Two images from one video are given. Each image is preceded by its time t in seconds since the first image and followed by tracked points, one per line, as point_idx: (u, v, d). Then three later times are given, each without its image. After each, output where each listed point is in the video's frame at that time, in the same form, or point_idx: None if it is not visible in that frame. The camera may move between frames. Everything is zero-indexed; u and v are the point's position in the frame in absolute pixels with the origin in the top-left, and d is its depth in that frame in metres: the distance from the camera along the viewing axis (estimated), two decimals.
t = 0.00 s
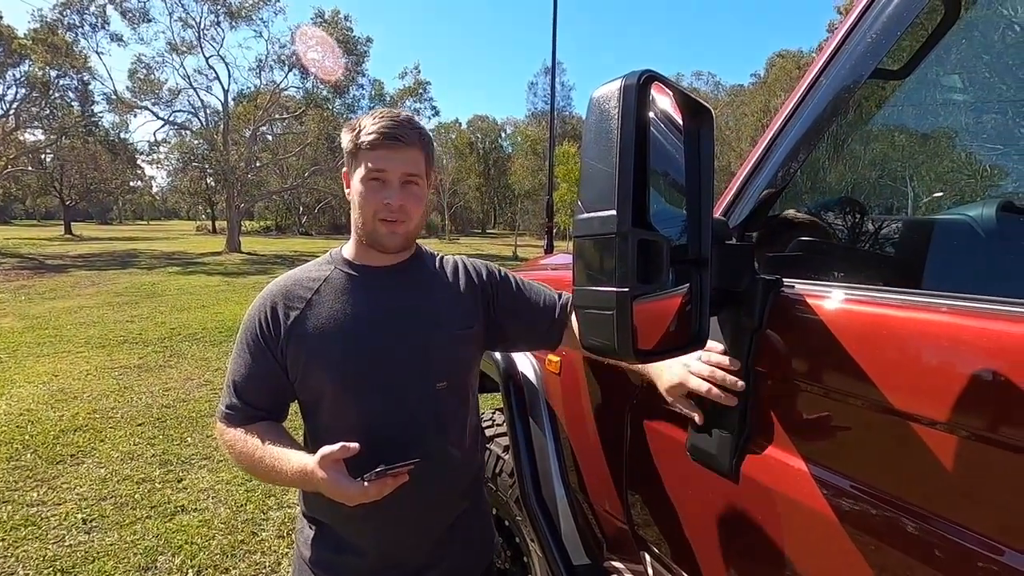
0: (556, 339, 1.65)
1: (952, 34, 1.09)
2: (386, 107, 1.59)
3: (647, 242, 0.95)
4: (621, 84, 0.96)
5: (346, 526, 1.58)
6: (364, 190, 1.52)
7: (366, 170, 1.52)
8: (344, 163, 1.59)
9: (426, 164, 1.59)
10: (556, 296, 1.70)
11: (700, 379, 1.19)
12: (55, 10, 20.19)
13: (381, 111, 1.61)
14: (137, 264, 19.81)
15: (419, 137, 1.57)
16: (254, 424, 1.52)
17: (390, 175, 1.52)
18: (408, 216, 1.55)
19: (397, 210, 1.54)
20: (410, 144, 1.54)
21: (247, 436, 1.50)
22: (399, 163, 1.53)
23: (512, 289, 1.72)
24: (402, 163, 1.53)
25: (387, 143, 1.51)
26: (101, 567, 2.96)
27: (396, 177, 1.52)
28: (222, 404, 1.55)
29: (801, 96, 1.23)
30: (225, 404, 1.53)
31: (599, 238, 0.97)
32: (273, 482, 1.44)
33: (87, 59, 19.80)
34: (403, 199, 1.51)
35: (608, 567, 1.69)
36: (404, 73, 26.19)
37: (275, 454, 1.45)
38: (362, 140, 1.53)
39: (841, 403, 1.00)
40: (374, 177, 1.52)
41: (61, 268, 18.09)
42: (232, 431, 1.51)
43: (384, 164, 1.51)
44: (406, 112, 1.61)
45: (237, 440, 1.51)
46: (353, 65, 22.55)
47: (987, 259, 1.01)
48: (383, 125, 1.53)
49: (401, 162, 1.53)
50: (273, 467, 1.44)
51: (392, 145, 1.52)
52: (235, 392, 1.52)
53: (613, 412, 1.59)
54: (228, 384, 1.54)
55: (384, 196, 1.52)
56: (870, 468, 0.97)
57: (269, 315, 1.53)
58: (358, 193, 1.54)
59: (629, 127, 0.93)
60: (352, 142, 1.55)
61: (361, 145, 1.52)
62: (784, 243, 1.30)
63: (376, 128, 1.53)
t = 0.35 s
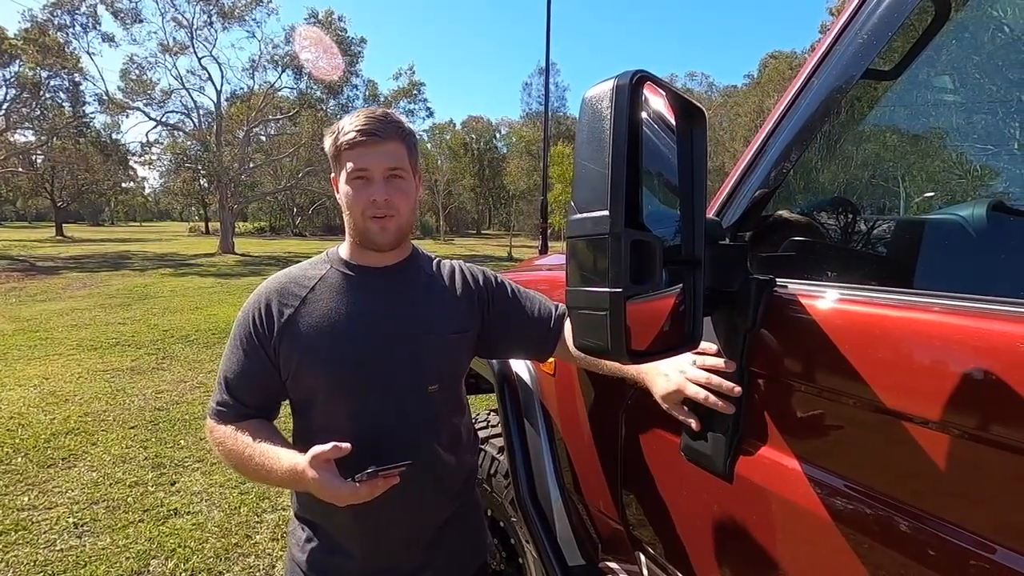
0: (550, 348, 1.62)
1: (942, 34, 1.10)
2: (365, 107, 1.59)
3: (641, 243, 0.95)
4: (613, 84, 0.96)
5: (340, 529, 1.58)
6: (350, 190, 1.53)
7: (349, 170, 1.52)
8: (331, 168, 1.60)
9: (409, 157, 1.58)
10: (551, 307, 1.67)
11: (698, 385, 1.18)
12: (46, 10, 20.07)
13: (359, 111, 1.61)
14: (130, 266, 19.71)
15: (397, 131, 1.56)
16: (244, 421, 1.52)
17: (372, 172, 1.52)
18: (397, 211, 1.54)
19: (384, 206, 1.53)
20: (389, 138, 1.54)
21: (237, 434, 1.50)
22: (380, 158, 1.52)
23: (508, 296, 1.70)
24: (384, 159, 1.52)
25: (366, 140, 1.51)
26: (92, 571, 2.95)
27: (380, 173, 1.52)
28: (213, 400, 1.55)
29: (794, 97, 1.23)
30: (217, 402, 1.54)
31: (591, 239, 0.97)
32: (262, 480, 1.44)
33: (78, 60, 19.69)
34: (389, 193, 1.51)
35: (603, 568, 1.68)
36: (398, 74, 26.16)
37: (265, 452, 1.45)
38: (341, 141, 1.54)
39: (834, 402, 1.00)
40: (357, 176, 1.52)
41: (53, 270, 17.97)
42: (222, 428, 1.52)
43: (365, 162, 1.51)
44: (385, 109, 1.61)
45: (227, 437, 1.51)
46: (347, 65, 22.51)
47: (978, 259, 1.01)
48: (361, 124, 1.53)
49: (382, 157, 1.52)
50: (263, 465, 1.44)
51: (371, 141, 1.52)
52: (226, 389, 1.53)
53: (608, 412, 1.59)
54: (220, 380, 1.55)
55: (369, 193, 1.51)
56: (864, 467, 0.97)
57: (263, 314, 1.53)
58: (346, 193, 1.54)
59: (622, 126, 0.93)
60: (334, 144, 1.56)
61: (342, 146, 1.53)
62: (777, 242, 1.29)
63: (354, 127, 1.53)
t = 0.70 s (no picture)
0: (549, 344, 1.62)
1: (942, 33, 1.10)
2: (367, 107, 1.59)
3: (642, 243, 0.95)
4: (614, 82, 0.96)
5: (340, 528, 1.58)
6: (349, 188, 1.52)
7: (350, 169, 1.52)
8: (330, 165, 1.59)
9: (408, 159, 1.58)
10: (550, 301, 1.67)
11: (665, 389, 1.26)
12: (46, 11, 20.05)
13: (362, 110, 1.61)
14: (130, 266, 19.71)
15: (399, 133, 1.56)
16: (244, 421, 1.52)
17: (373, 172, 1.51)
18: (395, 212, 1.54)
19: (383, 207, 1.53)
20: (391, 140, 1.54)
21: (238, 433, 1.50)
22: (381, 160, 1.52)
23: (506, 293, 1.70)
24: (385, 160, 1.52)
25: (368, 140, 1.51)
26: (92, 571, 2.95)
27: (380, 174, 1.52)
28: (213, 401, 1.55)
29: (793, 96, 1.24)
30: (216, 402, 1.54)
31: (592, 237, 0.97)
32: (262, 480, 1.44)
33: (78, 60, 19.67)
34: (387, 194, 1.50)
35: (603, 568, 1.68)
36: (397, 74, 26.15)
37: (265, 452, 1.45)
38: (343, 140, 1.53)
39: (834, 400, 1.00)
40: (358, 175, 1.51)
41: (53, 270, 17.96)
42: (222, 428, 1.52)
43: (366, 162, 1.51)
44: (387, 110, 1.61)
45: (227, 437, 1.51)
46: (347, 65, 22.51)
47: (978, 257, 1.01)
48: (364, 124, 1.53)
49: (383, 159, 1.52)
50: (263, 465, 1.44)
51: (374, 142, 1.51)
52: (225, 389, 1.53)
53: (608, 411, 1.59)
54: (219, 381, 1.55)
55: (369, 193, 1.51)
56: (864, 466, 0.97)
57: (260, 315, 1.53)
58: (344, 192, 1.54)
59: (623, 120, 0.93)
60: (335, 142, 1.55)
61: (343, 145, 1.52)
62: (778, 242, 1.29)
63: (357, 127, 1.53)
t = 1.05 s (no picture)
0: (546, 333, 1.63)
1: (942, 30, 1.10)
2: (397, 115, 1.57)
3: (642, 242, 0.95)
4: (612, 81, 0.96)
5: (340, 527, 1.58)
6: (392, 198, 1.49)
7: (394, 179, 1.48)
8: (354, 165, 1.51)
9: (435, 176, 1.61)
10: (545, 283, 1.68)
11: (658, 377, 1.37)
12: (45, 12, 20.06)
13: (390, 116, 1.57)
14: (131, 267, 19.72)
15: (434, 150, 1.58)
16: (242, 423, 1.53)
17: (418, 187, 1.51)
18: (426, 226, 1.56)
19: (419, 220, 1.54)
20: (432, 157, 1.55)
21: (236, 435, 1.51)
22: (427, 176, 1.53)
23: (501, 285, 1.70)
24: (428, 176, 1.53)
25: (418, 155, 1.51)
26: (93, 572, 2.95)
27: (424, 190, 1.53)
28: (211, 403, 1.56)
29: (791, 94, 1.24)
30: (215, 404, 1.55)
31: (592, 237, 0.97)
32: (261, 481, 1.45)
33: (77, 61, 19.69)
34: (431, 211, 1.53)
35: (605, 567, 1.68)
36: (397, 74, 26.19)
37: (264, 453, 1.46)
38: (390, 148, 1.49)
39: (836, 399, 1.00)
40: (402, 187, 1.49)
41: (53, 271, 17.99)
42: (220, 430, 1.53)
43: (414, 176, 1.50)
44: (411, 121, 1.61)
45: (225, 439, 1.52)
46: (347, 65, 22.52)
47: (979, 255, 1.01)
48: (410, 136, 1.52)
49: (427, 175, 1.53)
50: (262, 466, 1.45)
51: (421, 157, 1.52)
52: (223, 391, 1.54)
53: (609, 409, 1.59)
54: (217, 382, 1.56)
55: (412, 207, 1.51)
56: (864, 464, 0.97)
57: (257, 315, 1.53)
58: (382, 199, 1.49)
59: (622, 122, 0.93)
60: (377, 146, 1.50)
61: (390, 154, 1.49)
62: (777, 241, 1.29)
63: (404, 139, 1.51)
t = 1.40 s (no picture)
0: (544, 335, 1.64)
1: (941, 30, 1.10)
2: (398, 113, 1.57)
3: (641, 243, 0.95)
4: (612, 82, 0.96)
5: (340, 527, 1.58)
6: (396, 196, 1.49)
7: (399, 176, 1.49)
8: (356, 162, 1.51)
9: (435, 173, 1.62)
10: (546, 285, 1.68)
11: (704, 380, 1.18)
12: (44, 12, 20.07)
13: (391, 114, 1.57)
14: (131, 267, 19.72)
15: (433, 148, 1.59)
16: (242, 428, 1.54)
17: (421, 185, 1.52)
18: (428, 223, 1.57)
19: (422, 218, 1.54)
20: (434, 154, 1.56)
21: (237, 440, 1.52)
22: (429, 173, 1.53)
23: (500, 286, 1.70)
24: (431, 173, 1.54)
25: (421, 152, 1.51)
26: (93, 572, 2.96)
27: (427, 187, 1.53)
28: (212, 408, 1.57)
29: (791, 94, 1.24)
30: (215, 410, 1.56)
31: (592, 237, 0.97)
32: (262, 487, 1.45)
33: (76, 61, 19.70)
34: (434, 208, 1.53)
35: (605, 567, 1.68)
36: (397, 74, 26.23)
37: (264, 459, 1.47)
38: (393, 146, 1.50)
39: (836, 399, 1.00)
40: (405, 185, 1.50)
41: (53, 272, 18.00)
42: (220, 436, 1.54)
43: (418, 174, 1.51)
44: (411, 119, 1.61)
45: (226, 444, 1.53)
46: (346, 65, 22.54)
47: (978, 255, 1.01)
48: (411, 134, 1.52)
49: (430, 172, 1.54)
50: (262, 472, 1.45)
51: (424, 154, 1.52)
52: (222, 397, 1.55)
53: (609, 410, 1.59)
54: (217, 388, 1.57)
55: (416, 204, 1.52)
56: (864, 464, 0.97)
57: (254, 320, 1.53)
58: (385, 196, 1.50)
59: (622, 123, 0.93)
60: (379, 144, 1.50)
61: (393, 152, 1.49)
62: (777, 240, 1.29)
63: (406, 137, 1.51)
